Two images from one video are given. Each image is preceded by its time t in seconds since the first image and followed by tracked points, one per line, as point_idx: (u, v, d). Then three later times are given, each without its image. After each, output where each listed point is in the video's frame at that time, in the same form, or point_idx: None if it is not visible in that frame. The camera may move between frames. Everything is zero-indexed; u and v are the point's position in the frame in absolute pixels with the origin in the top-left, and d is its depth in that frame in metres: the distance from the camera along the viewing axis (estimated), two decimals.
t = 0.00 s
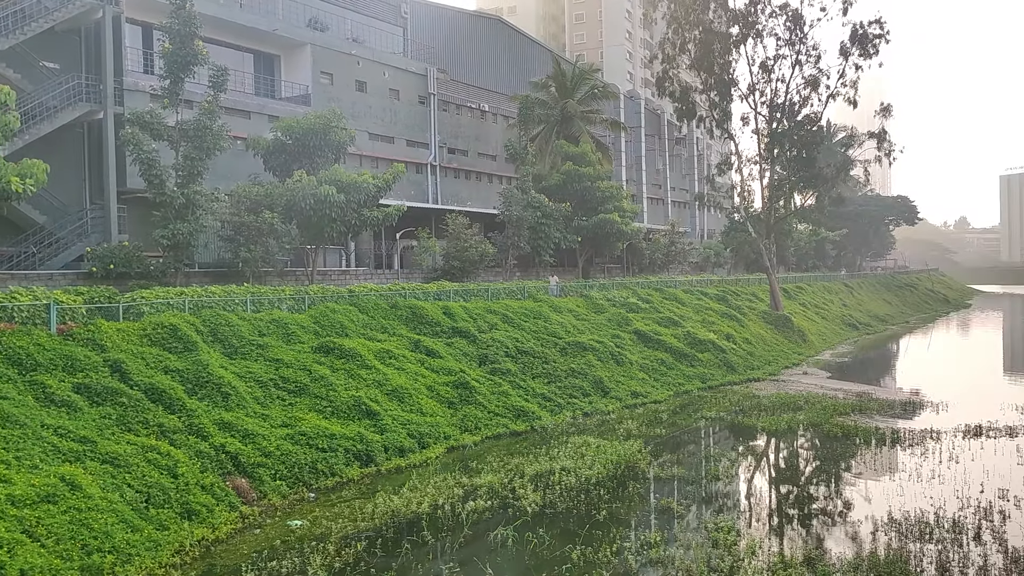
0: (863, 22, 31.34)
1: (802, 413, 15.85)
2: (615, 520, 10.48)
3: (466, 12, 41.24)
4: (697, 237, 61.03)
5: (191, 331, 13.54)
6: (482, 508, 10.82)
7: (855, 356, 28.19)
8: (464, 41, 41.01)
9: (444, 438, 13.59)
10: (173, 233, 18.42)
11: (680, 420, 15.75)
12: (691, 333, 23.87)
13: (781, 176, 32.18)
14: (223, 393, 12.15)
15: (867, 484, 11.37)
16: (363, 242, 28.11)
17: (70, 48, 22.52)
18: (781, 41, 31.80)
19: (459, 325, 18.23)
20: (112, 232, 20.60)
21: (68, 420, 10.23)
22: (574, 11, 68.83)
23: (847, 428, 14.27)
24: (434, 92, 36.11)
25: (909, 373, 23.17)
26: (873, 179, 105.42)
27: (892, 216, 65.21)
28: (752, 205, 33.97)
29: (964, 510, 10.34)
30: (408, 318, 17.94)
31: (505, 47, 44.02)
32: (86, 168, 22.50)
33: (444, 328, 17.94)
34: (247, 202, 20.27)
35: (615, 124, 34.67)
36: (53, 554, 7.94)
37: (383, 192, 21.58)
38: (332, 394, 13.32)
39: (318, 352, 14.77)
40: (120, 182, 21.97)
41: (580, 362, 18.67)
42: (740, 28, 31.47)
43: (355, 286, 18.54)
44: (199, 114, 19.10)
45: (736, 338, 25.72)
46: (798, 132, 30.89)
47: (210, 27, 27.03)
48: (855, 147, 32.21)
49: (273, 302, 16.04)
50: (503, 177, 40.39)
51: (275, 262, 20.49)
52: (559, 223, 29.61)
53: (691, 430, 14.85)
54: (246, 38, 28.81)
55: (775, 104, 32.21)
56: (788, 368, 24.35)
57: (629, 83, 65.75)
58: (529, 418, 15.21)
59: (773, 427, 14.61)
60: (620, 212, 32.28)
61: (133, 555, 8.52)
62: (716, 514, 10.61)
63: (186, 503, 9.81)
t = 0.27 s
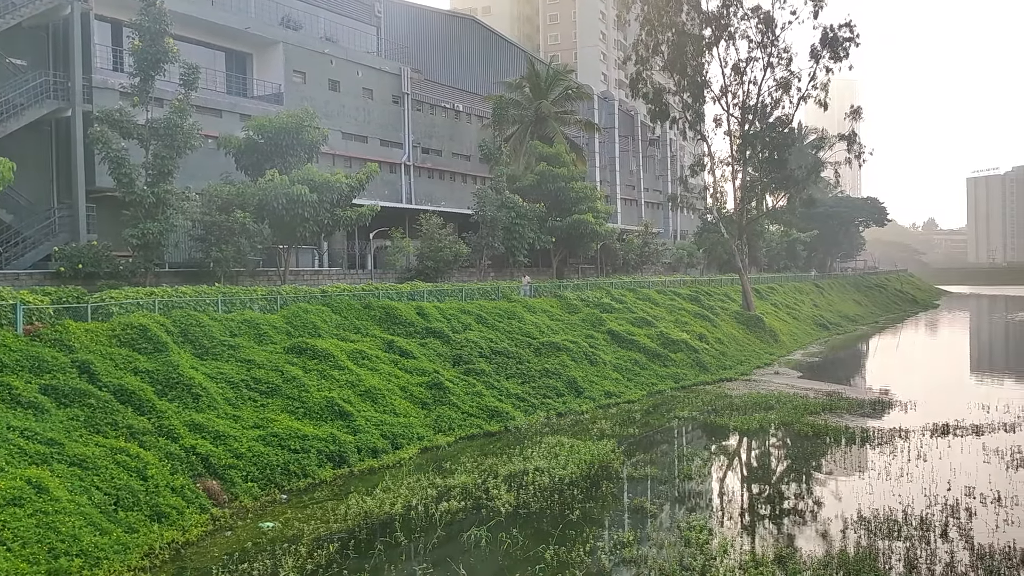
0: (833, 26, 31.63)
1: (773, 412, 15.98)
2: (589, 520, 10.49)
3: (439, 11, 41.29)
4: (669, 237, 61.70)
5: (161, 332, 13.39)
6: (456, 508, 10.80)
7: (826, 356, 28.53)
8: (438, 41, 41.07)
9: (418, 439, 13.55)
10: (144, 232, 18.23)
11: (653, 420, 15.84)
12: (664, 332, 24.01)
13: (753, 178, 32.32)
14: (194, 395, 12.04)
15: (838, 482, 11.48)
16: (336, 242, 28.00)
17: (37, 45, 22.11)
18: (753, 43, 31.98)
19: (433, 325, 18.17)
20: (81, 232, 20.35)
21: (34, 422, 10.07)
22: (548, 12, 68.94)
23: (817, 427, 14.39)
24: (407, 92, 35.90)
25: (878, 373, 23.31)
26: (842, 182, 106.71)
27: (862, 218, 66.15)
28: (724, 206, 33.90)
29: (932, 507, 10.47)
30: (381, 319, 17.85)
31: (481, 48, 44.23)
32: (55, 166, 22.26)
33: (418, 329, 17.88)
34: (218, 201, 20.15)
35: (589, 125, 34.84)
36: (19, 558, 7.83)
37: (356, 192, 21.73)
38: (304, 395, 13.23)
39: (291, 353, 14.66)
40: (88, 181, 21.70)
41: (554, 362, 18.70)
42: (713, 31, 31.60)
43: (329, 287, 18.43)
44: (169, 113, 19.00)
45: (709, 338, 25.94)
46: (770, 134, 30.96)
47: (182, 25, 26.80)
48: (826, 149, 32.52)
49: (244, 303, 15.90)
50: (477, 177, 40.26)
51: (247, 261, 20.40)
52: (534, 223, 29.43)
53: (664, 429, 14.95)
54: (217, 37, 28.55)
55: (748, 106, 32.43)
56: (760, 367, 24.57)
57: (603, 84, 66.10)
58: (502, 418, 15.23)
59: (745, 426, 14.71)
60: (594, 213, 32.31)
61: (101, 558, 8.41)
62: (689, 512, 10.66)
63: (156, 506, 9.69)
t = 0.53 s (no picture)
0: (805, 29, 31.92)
1: (747, 412, 16.10)
2: (565, 521, 10.50)
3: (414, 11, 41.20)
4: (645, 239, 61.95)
5: (133, 333, 13.24)
6: (431, 510, 10.76)
7: (799, 356, 28.84)
8: (413, 41, 40.98)
9: (393, 441, 13.52)
10: (115, 232, 18.05)
11: (628, 420, 15.93)
12: (639, 333, 24.12)
13: (726, 179, 32.48)
14: (167, 396, 11.92)
15: (811, 482, 11.57)
16: (310, 242, 27.89)
17: (7, 42, 21.79)
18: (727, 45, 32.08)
19: (408, 326, 18.11)
20: (51, 232, 19.87)
21: (2, 424, 9.91)
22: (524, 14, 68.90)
23: (791, 427, 14.51)
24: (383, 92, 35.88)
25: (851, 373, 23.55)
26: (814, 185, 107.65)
27: (835, 221, 66.87)
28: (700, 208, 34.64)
29: (903, 506, 10.58)
30: (355, 320, 17.74)
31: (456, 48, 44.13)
32: (23, 166, 21.95)
33: (393, 330, 17.81)
34: (190, 201, 20.10)
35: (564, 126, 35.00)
36: None
37: (331, 192, 21.65)
38: (278, 397, 13.15)
39: (264, 354, 14.54)
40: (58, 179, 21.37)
41: (529, 364, 18.73)
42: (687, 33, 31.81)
43: (304, 287, 18.30)
44: (141, 112, 18.76)
45: (684, 339, 26.12)
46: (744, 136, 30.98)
47: (155, 23, 26.40)
48: (799, 151, 32.86)
49: (217, 304, 15.76)
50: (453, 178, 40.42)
51: (220, 262, 20.39)
52: (510, 224, 29.16)
53: (639, 429, 15.05)
54: (190, 36, 28.18)
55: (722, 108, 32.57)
56: (733, 368, 24.82)
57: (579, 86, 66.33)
58: (478, 419, 15.25)
59: (719, 426, 14.82)
60: (570, 213, 32.49)
61: (70, 563, 8.30)
62: (665, 513, 10.70)
63: (127, 509, 9.58)
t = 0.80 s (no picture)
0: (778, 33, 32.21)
1: (722, 413, 16.25)
2: (541, 523, 10.49)
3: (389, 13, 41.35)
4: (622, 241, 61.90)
5: (105, 336, 13.07)
6: (407, 512, 10.73)
7: (773, 357, 29.13)
8: (388, 43, 41.08)
9: (369, 443, 13.48)
10: (87, 234, 17.83)
11: (604, 422, 16.01)
12: (615, 335, 24.16)
13: (702, 182, 32.64)
14: (139, 400, 11.79)
15: (785, 482, 11.65)
16: (286, 244, 27.72)
17: None
18: (702, 49, 32.28)
19: (384, 329, 18.05)
20: (21, 233, 20.81)
21: None
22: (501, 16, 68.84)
23: (766, 428, 14.61)
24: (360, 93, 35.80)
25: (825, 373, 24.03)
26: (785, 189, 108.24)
27: (808, 223, 67.90)
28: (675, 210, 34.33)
29: (876, 506, 10.67)
30: (331, 322, 17.64)
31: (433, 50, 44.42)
32: None
33: (369, 332, 17.73)
34: (165, 202, 19.90)
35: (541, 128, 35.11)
36: None
37: (306, 193, 21.65)
38: (252, 399, 13.06)
39: (239, 356, 14.44)
40: (28, 180, 20.97)
41: (506, 366, 18.73)
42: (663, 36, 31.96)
43: (280, 289, 18.17)
44: (114, 112, 18.62)
45: (659, 341, 26.27)
46: (719, 139, 31.21)
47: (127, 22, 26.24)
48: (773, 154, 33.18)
49: (191, 306, 15.59)
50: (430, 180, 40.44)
51: (194, 263, 20.31)
52: (487, 226, 28.98)
53: (615, 431, 15.10)
54: (164, 35, 27.99)
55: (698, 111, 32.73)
56: (709, 369, 25.03)
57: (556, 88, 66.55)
58: (454, 421, 15.25)
59: (695, 428, 14.92)
60: (547, 215, 32.66)
61: (40, 568, 8.18)
62: (641, 514, 10.73)
63: (98, 514, 9.46)
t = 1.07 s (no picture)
0: (752, 38, 32.51)
1: (698, 414, 16.40)
2: (519, 525, 10.47)
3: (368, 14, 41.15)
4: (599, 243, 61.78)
5: (76, 338, 12.90)
6: (383, 515, 10.68)
7: (748, 359, 29.38)
8: (367, 44, 40.97)
9: (344, 446, 13.43)
10: (58, 234, 17.62)
11: (580, 423, 16.07)
12: (591, 337, 24.18)
13: (679, 185, 32.83)
14: (111, 403, 11.65)
15: (761, 483, 11.71)
16: (261, 246, 27.51)
17: None
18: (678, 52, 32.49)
19: (360, 331, 17.97)
20: None
21: None
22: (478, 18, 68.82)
23: (742, 429, 14.70)
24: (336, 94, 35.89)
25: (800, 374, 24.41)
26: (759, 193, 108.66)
27: (783, 225, 68.76)
28: (651, 212, 33.91)
29: (848, 506, 10.76)
30: (306, 324, 17.51)
31: (412, 51, 44.57)
32: None
33: (345, 334, 17.64)
34: (138, 202, 19.67)
35: (518, 130, 35.27)
36: None
37: (282, 194, 21.84)
38: (227, 402, 12.95)
39: (213, 358, 14.31)
40: None
41: (482, 367, 18.72)
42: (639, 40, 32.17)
43: (255, 291, 18.03)
44: (86, 112, 18.35)
45: (635, 342, 26.40)
46: (695, 142, 31.54)
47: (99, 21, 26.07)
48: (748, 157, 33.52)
49: (164, 308, 15.42)
50: (407, 181, 40.45)
51: (167, 265, 20.21)
52: (464, 228, 29.05)
53: (592, 433, 15.15)
54: (137, 34, 27.83)
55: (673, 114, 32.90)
56: (684, 371, 25.21)
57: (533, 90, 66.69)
58: (430, 423, 15.23)
59: (671, 429, 14.99)
60: (524, 217, 32.31)
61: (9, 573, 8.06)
62: (617, 515, 10.75)
63: (69, 518, 9.33)
